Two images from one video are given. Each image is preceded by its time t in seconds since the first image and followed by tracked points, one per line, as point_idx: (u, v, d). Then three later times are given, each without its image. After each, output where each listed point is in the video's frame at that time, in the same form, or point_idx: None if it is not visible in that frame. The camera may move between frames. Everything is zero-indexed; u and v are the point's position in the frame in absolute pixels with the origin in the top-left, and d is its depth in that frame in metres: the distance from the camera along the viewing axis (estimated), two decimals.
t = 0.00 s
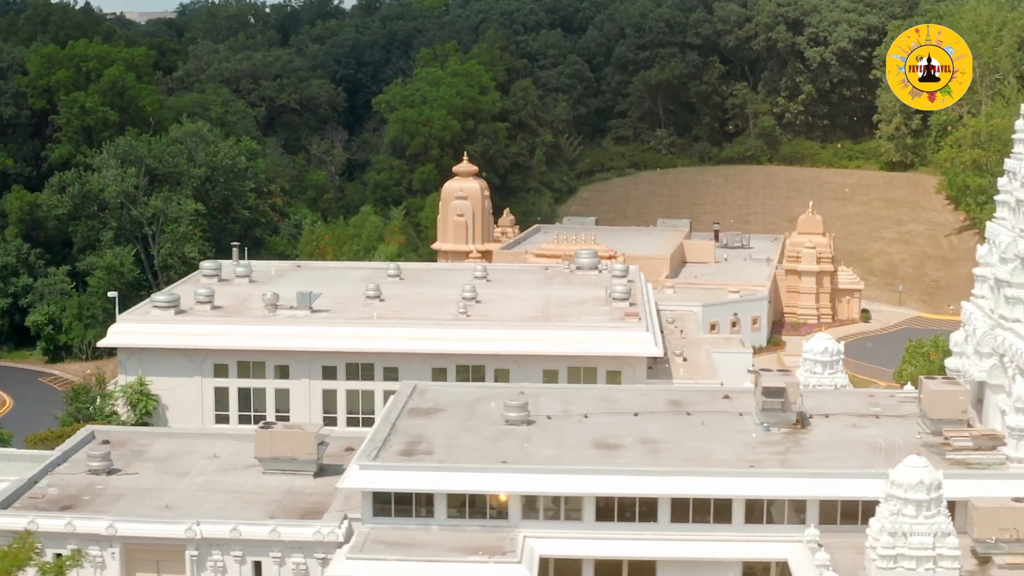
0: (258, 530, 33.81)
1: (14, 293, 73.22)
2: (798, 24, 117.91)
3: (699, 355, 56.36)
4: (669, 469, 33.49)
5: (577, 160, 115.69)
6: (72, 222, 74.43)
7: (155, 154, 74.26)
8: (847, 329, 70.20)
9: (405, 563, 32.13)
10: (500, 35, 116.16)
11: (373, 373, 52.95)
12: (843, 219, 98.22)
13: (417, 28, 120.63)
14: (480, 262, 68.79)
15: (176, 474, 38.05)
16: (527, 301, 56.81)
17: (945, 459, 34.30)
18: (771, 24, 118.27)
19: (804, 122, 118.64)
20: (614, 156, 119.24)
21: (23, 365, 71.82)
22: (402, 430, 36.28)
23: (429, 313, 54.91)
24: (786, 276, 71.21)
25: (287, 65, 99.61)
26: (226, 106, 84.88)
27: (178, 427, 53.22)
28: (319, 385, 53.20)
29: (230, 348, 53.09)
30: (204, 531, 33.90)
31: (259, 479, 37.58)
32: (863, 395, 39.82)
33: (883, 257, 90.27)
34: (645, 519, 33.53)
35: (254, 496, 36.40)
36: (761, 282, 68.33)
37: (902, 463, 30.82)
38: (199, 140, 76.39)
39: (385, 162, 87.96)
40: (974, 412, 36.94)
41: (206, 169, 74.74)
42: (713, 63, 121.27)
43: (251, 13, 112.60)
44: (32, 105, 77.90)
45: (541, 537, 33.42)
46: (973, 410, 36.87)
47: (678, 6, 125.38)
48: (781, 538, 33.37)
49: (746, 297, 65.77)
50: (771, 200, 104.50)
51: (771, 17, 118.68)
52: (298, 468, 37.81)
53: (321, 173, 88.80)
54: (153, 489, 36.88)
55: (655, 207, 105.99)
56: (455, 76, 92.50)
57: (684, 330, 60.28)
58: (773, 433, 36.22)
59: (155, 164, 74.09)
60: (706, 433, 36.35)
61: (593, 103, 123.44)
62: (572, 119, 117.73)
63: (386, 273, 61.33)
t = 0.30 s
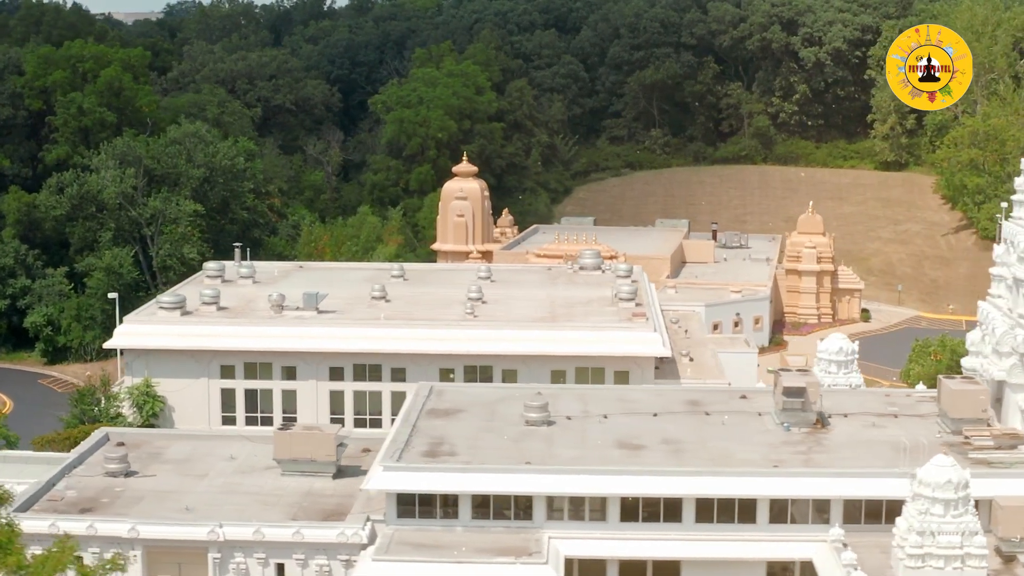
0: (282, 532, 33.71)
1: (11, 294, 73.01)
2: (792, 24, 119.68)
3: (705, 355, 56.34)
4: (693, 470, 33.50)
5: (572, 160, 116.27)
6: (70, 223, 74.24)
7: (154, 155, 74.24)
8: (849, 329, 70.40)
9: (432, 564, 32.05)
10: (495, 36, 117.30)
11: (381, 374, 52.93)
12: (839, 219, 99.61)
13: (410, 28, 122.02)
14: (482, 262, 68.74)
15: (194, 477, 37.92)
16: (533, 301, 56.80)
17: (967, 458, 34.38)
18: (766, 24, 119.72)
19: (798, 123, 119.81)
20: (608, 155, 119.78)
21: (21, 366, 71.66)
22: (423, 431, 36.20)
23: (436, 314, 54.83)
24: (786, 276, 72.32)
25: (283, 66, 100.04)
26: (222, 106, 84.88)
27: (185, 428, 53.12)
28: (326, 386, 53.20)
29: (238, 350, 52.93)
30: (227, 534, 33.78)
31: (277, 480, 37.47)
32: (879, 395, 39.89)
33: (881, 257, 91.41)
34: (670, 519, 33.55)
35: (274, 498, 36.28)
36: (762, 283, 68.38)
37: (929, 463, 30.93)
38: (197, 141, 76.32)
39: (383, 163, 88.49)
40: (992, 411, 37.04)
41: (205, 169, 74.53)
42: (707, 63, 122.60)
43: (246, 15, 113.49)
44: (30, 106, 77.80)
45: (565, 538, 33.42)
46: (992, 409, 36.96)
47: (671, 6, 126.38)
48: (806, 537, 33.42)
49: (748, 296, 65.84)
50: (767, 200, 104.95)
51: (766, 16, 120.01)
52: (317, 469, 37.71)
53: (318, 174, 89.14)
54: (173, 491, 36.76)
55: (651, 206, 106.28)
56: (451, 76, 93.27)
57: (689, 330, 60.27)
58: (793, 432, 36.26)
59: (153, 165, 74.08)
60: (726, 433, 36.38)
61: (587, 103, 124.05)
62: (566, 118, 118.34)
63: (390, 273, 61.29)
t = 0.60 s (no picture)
0: (303, 534, 33.62)
1: (11, 295, 72.80)
2: (789, 24, 120.41)
3: (711, 355, 56.30)
4: (715, 469, 33.50)
5: (569, 160, 116.92)
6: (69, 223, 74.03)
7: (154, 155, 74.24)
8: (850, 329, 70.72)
9: (455, 564, 31.96)
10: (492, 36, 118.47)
11: (389, 375, 52.81)
12: (837, 219, 100.95)
13: (406, 28, 123.47)
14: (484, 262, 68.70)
15: (210, 478, 37.79)
16: (539, 302, 56.75)
17: (988, 458, 34.42)
18: (762, 24, 120.68)
19: (794, 122, 120.77)
20: (605, 156, 120.50)
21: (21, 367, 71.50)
22: (442, 432, 36.12)
23: (444, 314, 54.69)
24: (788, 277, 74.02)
25: (280, 66, 100.73)
26: (220, 106, 85.39)
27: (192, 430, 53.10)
28: (333, 387, 53.10)
29: (243, 351, 52.81)
30: (248, 535, 33.68)
31: (295, 482, 37.36)
32: (894, 395, 39.92)
33: (879, 257, 92.63)
34: (692, 518, 33.57)
35: (292, 499, 36.16)
36: (764, 283, 68.39)
37: (953, 462, 31.00)
38: (196, 141, 76.36)
39: (379, 163, 89.51)
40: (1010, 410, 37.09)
41: (205, 169, 74.53)
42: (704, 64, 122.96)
43: (244, 16, 114.69)
44: (28, 107, 77.64)
45: (588, 538, 33.43)
46: (1011, 408, 37.03)
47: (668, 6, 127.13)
48: (829, 537, 33.44)
49: (751, 296, 65.91)
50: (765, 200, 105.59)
51: (762, 16, 120.98)
52: (334, 470, 37.60)
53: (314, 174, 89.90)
54: (191, 493, 36.64)
55: (648, 206, 106.98)
56: (449, 76, 94.31)
57: (694, 330, 60.28)
58: (812, 432, 36.31)
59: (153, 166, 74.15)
60: (745, 433, 36.40)
61: (583, 103, 125.09)
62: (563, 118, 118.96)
63: (393, 273, 61.22)
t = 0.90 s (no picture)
0: (329, 535, 33.54)
1: (11, 296, 72.68)
2: (785, 24, 121.61)
3: (719, 355, 56.28)
4: (741, 470, 33.53)
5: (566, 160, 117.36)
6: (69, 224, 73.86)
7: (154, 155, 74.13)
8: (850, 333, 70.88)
9: (484, 565, 31.90)
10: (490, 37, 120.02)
11: (398, 376, 52.61)
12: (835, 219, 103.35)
13: (401, 28, 124.96)
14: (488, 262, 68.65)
15: (231, 480, 37.65)
16: (547, 303, 56.58)
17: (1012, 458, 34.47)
18: (759, 24, 121.44)
19: (790, 122, 122.04)
20: (602, 157, 121.03)
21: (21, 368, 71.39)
22: (465, 433, 36.05)
23: (452, 315, 54.47)
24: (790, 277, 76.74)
25: (277, 66, 102.65)
26: (217, 106, 86.36)
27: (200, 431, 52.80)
28: (342, 388, 52.86)
29: (251, 352, 52.58)
30: (273, 537, 33.58)
31: (316, 483, 37.25)
32: (912, 394, 39.96)
33: (879, 257, 95.28)
34: (718, 519, 33.60)
35: (314, 501, 36.06)
36: (767, 283, 68.43)
37: (980, 462, 31.11)
38: (197, 141, 76.24)
39: (377, 163, 90.53)
40: None
41: (206, 170, 74.39)
42: (701, 64, 124.69)
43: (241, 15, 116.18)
44: (26, 107, 77.52)
45: (614, 538, 33.43)
46: None
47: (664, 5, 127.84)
48: (855, 537, 33.48)
49: (755, 296, 66.01)
50: (764, 200, 107.58)
51: (758, 16, 121.91)
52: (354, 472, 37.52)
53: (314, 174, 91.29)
54: (212, 495, 36.49)
55: (645, 206, 108.17)
56: (447, 77, 95.17)
57: (700, 330, 60.29)
58: (834, 432, 36.34)
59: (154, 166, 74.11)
60: (768, 433, 36.43)
61: (580, 103, 125.79)
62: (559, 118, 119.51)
63: (399, 274, 61.05)
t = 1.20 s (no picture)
0: (352, 537, 33.45)
1: (11, 297, 72.43)
2: (781, 24, 123.32)
3: (726, 355, 56.22)
4: (764, 470, 33.54)
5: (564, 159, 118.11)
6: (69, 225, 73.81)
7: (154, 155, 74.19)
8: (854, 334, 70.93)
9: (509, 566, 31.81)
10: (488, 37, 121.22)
11: (407, 377, 51.67)
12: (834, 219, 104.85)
13: (398, 28, 125.78)
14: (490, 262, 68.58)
15: (249, 481, 37.55)
16: (554, 303, 56.53)
17: None
18: (756, 23, 123.26)
19: (787, 123, 123.48)
20: (600, 157, 121.34)
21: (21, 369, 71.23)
22: (485, 433, 36.01)
23: (460, 316, 54.32)
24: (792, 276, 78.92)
25: (275, 66, 105.19)
26: (216, 106, 88.61)
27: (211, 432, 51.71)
28: (350, 389, 51.87)
29: (261, 354, 51.60)
30: (296, 539, 33.47)
31: (335, 485, 37.16)
32: (928, 393, 40.01)
33: (878, 256, 96.80)
34: (742, 519, 33.57)
35: (335, 502, 35.97)
36: (770, 283, 68.47)
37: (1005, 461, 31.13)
38: (197, 142, 76.52)
39: (377, 163, 92.00)
40: None
41: (207, 171, 74.69)
42: (698, 63, 125.52)
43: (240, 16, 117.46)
44: (26, 107, 79.08)
45: (638, 539, 33.41)
46: None
47: (660, 5, 128.60)
48: (877, 536, 33.52)
49: (758, 296, 65.99)
50: (761, 200, 109.36)
51: (755, 16, 123.65)
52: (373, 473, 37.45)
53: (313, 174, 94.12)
54: (231, 497, 36.37)
55: (644, 207, 109.13)
56: (446, 77, 96.95)
57: (706, 330, 60.28)
58: (854, 432, 36.40)
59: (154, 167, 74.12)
60: (788, 433, 36.44)
61: (577, 104, 125.88)
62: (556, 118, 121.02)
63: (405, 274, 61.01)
